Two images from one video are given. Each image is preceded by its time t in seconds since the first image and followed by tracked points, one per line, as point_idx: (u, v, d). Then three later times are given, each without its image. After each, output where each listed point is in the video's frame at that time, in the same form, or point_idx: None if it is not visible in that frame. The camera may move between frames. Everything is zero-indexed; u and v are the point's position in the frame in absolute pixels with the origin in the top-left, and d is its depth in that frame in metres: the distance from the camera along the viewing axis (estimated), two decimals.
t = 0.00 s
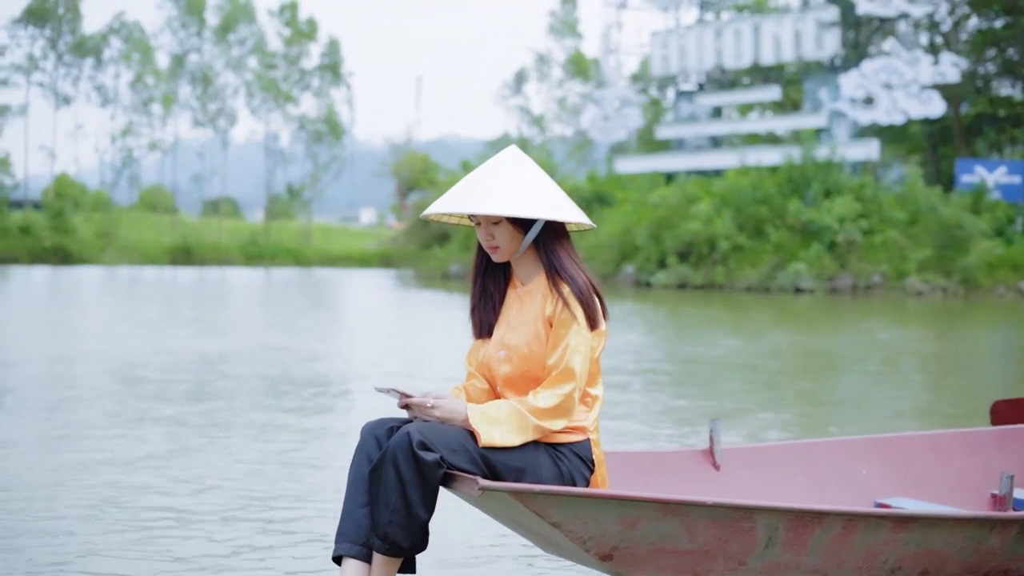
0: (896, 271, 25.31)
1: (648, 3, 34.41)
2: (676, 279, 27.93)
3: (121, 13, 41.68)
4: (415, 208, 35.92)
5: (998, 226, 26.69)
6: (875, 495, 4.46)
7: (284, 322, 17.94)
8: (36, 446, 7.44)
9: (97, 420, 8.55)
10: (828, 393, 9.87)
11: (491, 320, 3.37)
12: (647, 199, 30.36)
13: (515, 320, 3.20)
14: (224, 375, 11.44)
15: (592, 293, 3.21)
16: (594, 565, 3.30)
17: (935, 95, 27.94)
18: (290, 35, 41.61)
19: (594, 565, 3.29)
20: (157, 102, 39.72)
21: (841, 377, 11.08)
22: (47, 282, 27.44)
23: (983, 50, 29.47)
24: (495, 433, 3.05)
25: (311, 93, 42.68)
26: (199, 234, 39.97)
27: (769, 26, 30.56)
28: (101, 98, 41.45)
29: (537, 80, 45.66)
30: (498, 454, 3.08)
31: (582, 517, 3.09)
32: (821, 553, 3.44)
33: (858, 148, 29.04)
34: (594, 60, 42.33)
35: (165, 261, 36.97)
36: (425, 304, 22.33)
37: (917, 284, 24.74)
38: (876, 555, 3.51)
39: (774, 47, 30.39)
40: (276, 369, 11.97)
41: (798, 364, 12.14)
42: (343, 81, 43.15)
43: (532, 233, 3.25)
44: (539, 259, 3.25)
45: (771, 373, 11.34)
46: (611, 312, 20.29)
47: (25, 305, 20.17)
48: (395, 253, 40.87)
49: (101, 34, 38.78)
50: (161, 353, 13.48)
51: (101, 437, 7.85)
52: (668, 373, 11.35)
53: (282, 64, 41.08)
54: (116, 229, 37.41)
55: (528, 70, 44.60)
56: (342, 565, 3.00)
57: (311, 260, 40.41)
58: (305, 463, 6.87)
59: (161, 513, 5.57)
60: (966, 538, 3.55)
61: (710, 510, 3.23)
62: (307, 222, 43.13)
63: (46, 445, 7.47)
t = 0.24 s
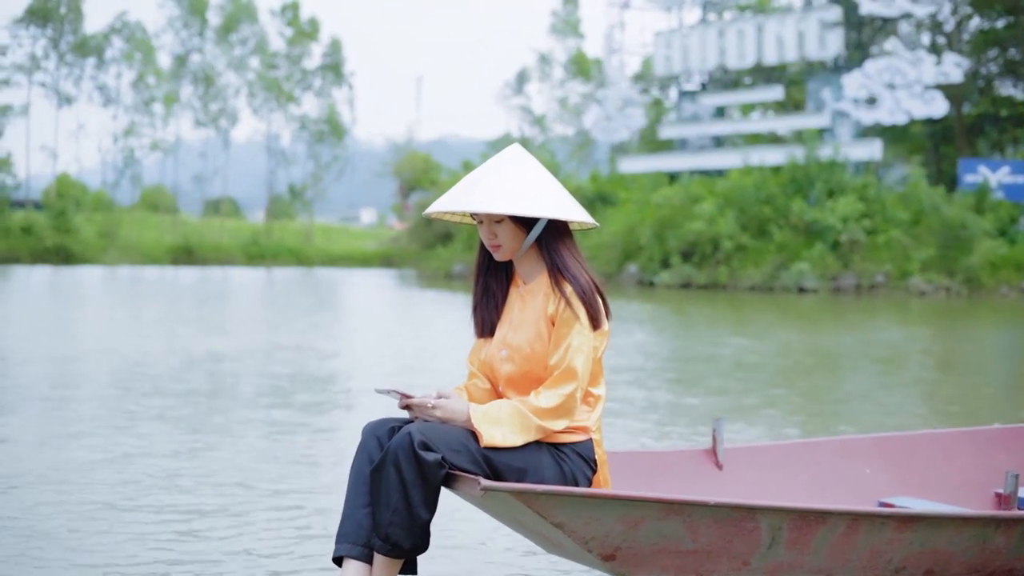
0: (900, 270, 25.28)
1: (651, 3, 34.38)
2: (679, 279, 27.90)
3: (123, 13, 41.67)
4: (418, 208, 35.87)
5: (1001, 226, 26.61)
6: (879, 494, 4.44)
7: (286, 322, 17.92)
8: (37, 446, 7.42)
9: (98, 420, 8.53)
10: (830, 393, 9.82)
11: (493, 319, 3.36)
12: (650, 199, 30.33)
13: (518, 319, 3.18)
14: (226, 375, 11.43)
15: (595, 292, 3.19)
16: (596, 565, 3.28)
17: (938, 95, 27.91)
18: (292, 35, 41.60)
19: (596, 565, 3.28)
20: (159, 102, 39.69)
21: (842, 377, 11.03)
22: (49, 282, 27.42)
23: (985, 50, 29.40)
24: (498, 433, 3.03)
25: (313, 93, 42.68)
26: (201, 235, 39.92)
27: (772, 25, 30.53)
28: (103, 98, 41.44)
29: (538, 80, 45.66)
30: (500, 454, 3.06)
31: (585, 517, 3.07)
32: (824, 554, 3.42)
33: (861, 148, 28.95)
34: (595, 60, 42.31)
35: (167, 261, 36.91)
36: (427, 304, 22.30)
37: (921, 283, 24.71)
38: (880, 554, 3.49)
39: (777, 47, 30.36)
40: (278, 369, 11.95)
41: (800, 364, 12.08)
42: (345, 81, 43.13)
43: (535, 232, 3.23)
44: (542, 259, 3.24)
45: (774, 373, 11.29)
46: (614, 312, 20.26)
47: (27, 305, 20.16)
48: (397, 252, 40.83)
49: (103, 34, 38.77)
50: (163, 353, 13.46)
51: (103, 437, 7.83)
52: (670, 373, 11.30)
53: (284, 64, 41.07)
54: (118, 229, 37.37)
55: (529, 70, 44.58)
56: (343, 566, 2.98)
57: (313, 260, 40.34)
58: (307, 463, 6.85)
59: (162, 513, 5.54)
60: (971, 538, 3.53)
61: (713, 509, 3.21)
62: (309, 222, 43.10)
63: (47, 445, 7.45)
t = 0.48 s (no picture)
0: (903, 270, 25.28)
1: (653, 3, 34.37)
2: (682, 278, 27.91)
3: (125, 13, 41.69)
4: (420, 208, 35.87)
5: (1004, 225, 26.54)
6: (883, 492, 4.42)
7: (288, 322, 17.91)
8: (38, 446, 7.40)
9: (100, 420, 8.51)
10: (833, 393, 9.76)
11: (495, 316, 3.33)
12: (653, 199, 30.34)
13: (520, 317, 3.16)
14: (228, 374, 11.42)
15: (599, 290, 3.17)
16: (599, 564, 3.26)
17: (940, 95, 27.87)
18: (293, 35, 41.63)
19: (600, 564, 3.26)
20: (161, 102, 39.72)
21: (846, 377, 10.97)
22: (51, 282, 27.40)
23: (986, 50, 29.36)
24: (500, 431, 3.01)
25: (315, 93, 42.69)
26: (202, 234, 39.90)
27: (774, 25, 30.53)
28: (105, 98, 41.47)
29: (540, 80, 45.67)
30: (503, 453, 3.04)
31: (588, 516, 3.05)
32: (828, 552, 3.40)
33: (863, 147, 28.94)
34: (597, 60, 42.26)
35: (169, 261, 36.92)
36: (430, 304, 22.30)
37: (924, 283, 24.70)
38: (884, 552, 3.47)
39: (779, 47, 30.34)
40: (281, 368, 11.95)
41: (803, 364, 12.00)
42: (347, 81, 43.11)
43: (539, 229, 3.21)
44: (544, 256, 3.22)
45: (776, 373, 11.23)
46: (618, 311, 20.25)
47: (29, 305, 20.16)
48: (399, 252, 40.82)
49: (104, 35, 38.77)
50: (165, 353, 13.45)
51: (104, 436, 7.80)
52: (673, 373, 11.24)
53: (286, 65, 41.09)
54: (120, 229, 37.37)
55: (531, 70, 44.58)
56: (344, 566, 2.96)
57: (315, 260, 40.32)
58: (309, 462, 6.83)
59: (163, 513, 5.52)
60: (976, 535, 3.51)
61: (717, 508, 3.18)
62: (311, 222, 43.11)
63: (48, 445, 7.43)
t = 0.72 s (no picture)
0: (907, 270, 25.27)
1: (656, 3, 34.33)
2: (686, 277, 27.91)
3: (127, 13, 41.68)
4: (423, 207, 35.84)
5: (1008, 225, 26.49)
6: (888, 490, 4.40)
7: (290, 321, 17.89)
8: (38, 446, 7.36)
9: (101, 420, 8.48)
10: (837, 393, 9.69)
11: (499, 313, 3.32)
12: (656, 199, 30.31)
13: (524, 314, 3.15)
14: (230, 373, 11.41)
15: (602, 286, 3.16)
16: (603, 561, 3.25)
17: (944, 94, 27.81)
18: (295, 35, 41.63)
19: (604, 562, 3.24)
20: (163, 102, 39.72)
21: (850, 376, 10.89)
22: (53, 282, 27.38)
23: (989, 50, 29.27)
24: (504, 429, 3.00)
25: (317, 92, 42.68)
26: (204, 234, 39.87)
27: (778, 25, 30.50)
28: (107, 98, 41.46)
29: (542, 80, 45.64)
30: (506, 450, 3.03)
31: (593, 513, 3.03)
32: (834, 548, 3.39)
33: (867, 147, 28.93)
34: (598, 59, 42.20)
35: (171, 261, 36.88)
36: (432, 304, 22.26)
37: (927, 283, 24.68)
38: (890, 549, 3.45)
39: (782, 46, 30.30)
40: (283, 368, 11.93)
41: (807, 364, 11.91)
42: (349, 81, 43.09)
43: (542, 226, 3.20)
44: (548, 253, 3.20)
45: (779, 372, 11.15)
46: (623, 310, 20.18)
47: (30, 305, 20.15)
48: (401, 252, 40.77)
49: (106, 34, 38.74)
50: (166, 352, 13.44)
51: (104, 436, 7.77)
52: (675, 372, 11.17)
53: (288, 64, 41.07)
54: (122, 229, 37.35)
55: (533, 70, 44.55)
56: (347, 565, 2.95)
57: (317, 260, 40.29)
58: (310, 462, 6.80)
59: (164, 512, 5.50)
60: (982, 531, 3.49)
61: (721, 504, 3.17)
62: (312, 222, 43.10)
63: (48, 445, 7.39)
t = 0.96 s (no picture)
0: (910, 270, 25.25)
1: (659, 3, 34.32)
2: (689, 277, 27.93)
3: (129, 13, 41.70)
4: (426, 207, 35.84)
5: (1010, 225, 26.45)
6: (892, 488, 4.39)
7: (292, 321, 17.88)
8: (39, 446, 7.34)
9: (103, 420, 8.45)
10: (840, 393, 9.66)
11: (501, 312, 3.31)
12: (659, 198, 30.31)
13: (527, 312, 3.14)
14: (232, 373, 11.40)
15: (605, 284, 3.15)
16: (607, 560, 3.23)
17: (947, 94, 27.80)
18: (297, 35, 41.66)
19: (608, 561, 3.22)
20: (165, 102, 39.75)
21: (854, 376, 10.84)
22: (55, 281, 27.38)
23: (991, 50, 29.20)
24: (507, 428, 2.98)
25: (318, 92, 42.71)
26: (206, 234, 39.86)
27: (780, 25, 30.50)
28: (108, 97, 41.49)
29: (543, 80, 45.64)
30: (510, 448, 3.01)
31: (597, 512, 3.02)
32: (838, 545, 3.38)
33: (870, 147, 28.96)
34: (599, 59, 42.20)
35: (173, 261, 36.89)
36: (434, 303, 22.25)
37: (930, 282, 24.65)
38: (896, 547, 3.44)
39: (785, 46, 30.32)
40: (285, 367, 11.92)
41: (810, 364, 11.86)
42: (350, 81, 43.08)
43: (544, 224, 3.19)
44: (551, 251, 3.20)
45: (783, 372, 11.12)
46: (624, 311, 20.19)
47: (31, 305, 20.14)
48: (403, 251, 40.80)
49: (108, 34, 38.75)
50: (167, 352, 13.43)
51: (105, 437, 7.75)
52: (677, 373, 11.13)
53: (290, 64, 41.08)
54: (124, 229, 37.36)
55: (535, 70, 44.56)
56: (350, 564, 2.94)
57: (318, 260, 40.30)
58: (311, 462, 6.78)
59: (165, 513, 5.47)
60: (988, 529, 3.48)
61: (726, 503, 3.15)
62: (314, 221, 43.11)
63: (49, 446, 7.37)
